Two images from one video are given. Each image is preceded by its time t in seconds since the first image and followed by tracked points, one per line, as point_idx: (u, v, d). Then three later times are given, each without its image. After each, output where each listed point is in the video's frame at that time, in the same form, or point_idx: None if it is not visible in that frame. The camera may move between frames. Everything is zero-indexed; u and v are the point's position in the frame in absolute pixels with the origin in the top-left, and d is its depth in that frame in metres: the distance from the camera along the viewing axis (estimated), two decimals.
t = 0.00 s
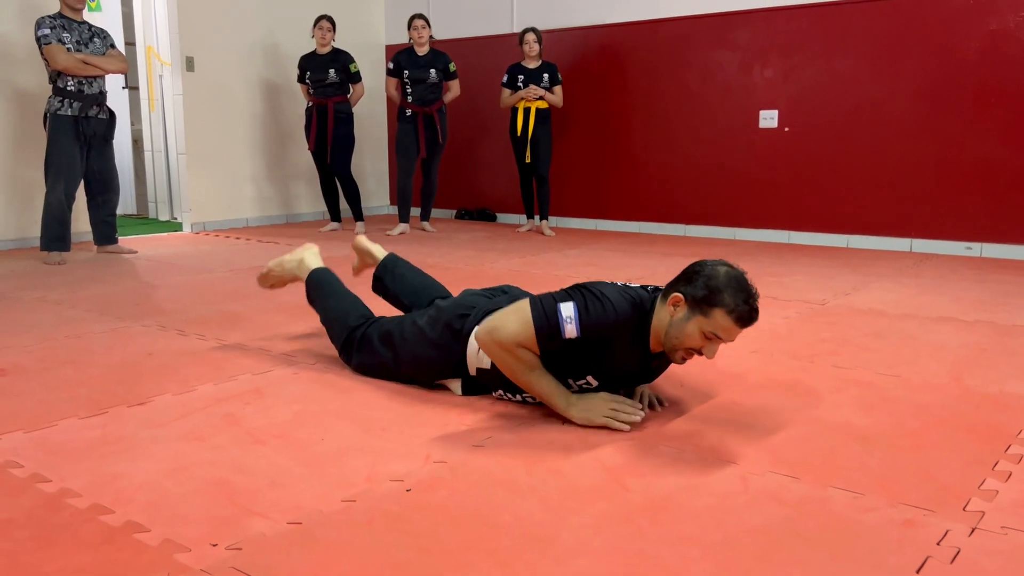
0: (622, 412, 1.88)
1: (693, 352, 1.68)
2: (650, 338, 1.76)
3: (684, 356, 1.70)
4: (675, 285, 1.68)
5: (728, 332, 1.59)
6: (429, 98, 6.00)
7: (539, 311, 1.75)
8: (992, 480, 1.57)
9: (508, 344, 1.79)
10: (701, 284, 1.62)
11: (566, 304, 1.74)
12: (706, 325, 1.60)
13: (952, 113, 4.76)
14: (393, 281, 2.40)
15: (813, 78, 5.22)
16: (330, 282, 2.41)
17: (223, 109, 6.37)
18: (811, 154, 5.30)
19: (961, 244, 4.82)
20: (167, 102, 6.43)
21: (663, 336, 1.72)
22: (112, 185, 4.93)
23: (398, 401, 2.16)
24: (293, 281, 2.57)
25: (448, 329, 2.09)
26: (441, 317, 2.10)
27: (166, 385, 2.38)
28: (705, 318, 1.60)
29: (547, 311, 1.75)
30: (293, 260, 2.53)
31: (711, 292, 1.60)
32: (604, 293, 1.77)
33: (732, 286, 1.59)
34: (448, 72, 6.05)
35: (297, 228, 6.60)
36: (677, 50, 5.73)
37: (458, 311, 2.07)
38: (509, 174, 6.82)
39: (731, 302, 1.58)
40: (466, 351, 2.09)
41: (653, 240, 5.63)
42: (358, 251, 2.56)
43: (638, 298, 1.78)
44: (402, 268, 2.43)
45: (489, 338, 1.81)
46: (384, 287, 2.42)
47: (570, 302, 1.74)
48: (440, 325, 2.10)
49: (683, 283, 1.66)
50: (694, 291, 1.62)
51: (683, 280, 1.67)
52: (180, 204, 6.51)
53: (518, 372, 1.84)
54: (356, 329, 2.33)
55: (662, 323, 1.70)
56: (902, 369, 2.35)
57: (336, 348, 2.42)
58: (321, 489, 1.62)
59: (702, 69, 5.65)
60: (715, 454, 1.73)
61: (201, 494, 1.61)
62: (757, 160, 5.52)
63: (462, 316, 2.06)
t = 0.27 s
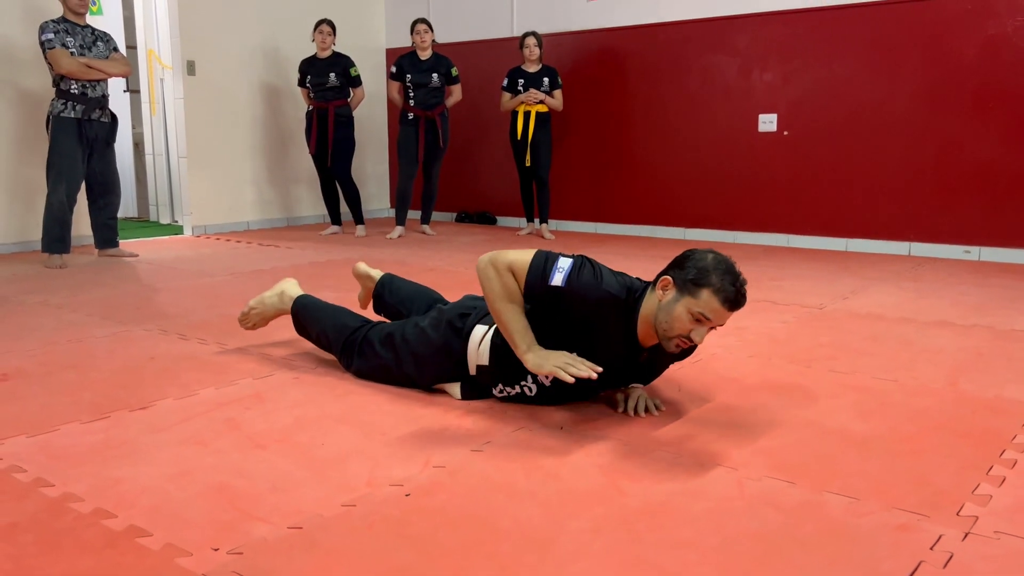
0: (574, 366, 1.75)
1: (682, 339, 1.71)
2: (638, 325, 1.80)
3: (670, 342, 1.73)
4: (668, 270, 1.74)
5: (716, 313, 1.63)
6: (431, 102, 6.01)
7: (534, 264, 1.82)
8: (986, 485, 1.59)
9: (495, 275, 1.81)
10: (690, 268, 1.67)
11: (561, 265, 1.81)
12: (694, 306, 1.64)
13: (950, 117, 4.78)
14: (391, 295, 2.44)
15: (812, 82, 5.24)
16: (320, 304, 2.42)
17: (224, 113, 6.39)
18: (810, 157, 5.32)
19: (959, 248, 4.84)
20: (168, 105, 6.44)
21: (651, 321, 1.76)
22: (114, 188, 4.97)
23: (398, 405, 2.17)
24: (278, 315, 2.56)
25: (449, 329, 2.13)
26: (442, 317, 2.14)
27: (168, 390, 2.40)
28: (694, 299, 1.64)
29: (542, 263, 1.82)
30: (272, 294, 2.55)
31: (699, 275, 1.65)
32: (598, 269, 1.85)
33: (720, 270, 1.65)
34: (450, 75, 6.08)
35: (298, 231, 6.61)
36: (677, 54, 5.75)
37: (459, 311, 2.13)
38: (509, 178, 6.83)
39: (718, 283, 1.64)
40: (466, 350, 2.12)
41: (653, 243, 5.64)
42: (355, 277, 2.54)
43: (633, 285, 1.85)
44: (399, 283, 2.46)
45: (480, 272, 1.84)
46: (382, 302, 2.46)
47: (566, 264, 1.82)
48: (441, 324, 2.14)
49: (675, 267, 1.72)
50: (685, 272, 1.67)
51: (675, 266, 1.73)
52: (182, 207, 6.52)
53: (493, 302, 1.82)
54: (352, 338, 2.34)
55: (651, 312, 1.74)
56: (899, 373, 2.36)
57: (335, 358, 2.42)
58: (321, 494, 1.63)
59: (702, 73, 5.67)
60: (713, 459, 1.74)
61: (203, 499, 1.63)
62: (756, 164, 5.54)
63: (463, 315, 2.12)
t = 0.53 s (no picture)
0: (606, 377, 1.79)
1: (706, 341, 1.74)
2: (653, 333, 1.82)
3: (694, 346, 1.76)
4: (678, 276, 1.77)
5: (739, 311, 1.68)
6: (433, 104, 6.04)
7: (547, 279, 1.79)
8: (981, 487, 1.60)
9: (511, 296, 1.78)
10: (705, 273, 1.71)
11: (576, 280, 1.80)
12: (718, 308, 1.68)
13: (949, 120, 4.80)
14: (390, 298, 2.45)
15: (811, 84, 5.26)
16: (320, 305, 2.43)
17: (225, 115, 6.41)
18: (809, 160, 5.33)
19: (957, 250, 4.86)
20: (168, 107, 6.46)
21: (669, 328, 1.78)
22: (114, 190, 4.96)
23: (398, 407, 2.19)
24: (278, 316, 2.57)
25: (450, 332, 2.14)
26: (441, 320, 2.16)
27: (169, 392, 2.41)
28: (717, 301, 1.68)
29: (555, 279, 1.80)
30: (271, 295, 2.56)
31: (716, 277, 1.69)
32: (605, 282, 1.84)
33: (734, 270, 1.69)
34: (451, 78, 6.09)
35: (298, 233, 6.63)
36: (676, 57, 5.77)
37: (460, 314, 2.14)
38: (509, 180, 6.85)
39: (736, 283, 1.68)
40: (465, 354, 2.13)
41: (653, 245, 5.65)
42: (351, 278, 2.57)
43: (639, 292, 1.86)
44: (398, 286, 2.47)
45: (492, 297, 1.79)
46: (381, 304, 2.47)
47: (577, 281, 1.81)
48: (441, 327, 2.15)
49: (687, 273, 1.74)
50: (702, 277, 1.70)
51: (684, 272, 1.76)
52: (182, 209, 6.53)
53: (510, 326, 1.79)
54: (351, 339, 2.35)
55: (671, 318, 1.76)
56: (896, 375, 2.37)
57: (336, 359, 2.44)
58: (321, 495, 1.64)
59: (702, 76, 5.68)
60: (711, 460, 1.75)
61: (204, 501, 1.64)
62: (755, 166, 5.55)
63: (464, 318, 2.13)
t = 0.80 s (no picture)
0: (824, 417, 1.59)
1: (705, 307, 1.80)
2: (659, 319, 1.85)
3: (697, 314, 1.81)
4: (652, 261, 1.82)
5: (722, 267, 1.75)
6: (433, 105, 6.04)
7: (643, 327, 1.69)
8: (979, 486, 1.60)
9: (679, 360, 1.61)
10: (675, 246, 1.77)
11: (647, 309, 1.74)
12: (704, 272, 1.75)
13: (949, 121, 4.80)
14: (389, 299, 2.46)
15: (811, 85, 5.26)
16: (321, 302, 2.43)
17: (225, 116, 6.41)
18: (809, 160, 5.33)
19: (957, 251, 4.85)
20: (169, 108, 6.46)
21: (669, 309, 1.82)
22: (112, 192, 4.95)
23: (397, 408, 2.19)
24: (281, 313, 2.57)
25: (441, 338, 2.15)
26: (431, 328, 2.17)
27: (169, 392, 2.41)
28: (699, 267, 1.75)
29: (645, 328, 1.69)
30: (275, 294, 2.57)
31: (689, 246, 1.76)
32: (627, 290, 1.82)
33: (698, 232, 1.77)
34: (452, 79, 6.10)
35: (299, 233, 6.63)
36: (677, 57, 5.77)
37: (449, 321, 2.15)
38: (509, 180, 6.85)
39: (708, 244, 1.75)
40: (457, 362, 2.14)
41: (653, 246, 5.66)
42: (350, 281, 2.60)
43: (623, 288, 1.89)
44: (396, 288, 2.48)
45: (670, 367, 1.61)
46: (379, 305, 2.47)
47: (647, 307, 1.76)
48: (432, 335, 2.16)
49: (660, 253, 1.80)
50: (677, 252, 1.76)
51: (655, 253, 1.81)
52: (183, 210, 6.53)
53: (719, 392, 1.59)
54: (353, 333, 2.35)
55: (665, 298, 1.80)
56: (895, 375, 2.38)
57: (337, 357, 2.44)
58: (321, 495, 1.65)
59: (702, 77, 5.68)
60: (710, 460, 1.76)
61: (203, 500, 1.64)
62: (756, 167, 5.55)
63: (452, 325, 2.14)
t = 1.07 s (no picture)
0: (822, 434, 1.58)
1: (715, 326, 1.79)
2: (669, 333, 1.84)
3: (706, 333, 1.80)
4: (666, 277, 1.80)
5: (736, 289, 1.73)
6: (434, 106, 6.04)
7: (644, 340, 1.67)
8: (979, 487, 1.61)
9: (679, 375, 1.61)
10: (692, 263, 1.75)
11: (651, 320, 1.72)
12: (716, 292, 1.73)
13: (950, 121, 4.80)
14: (382, 298, 2.46)
15: (811, 86, 5.27)
16: (318, 301, 2.43)
17: (226, 117, 6.42)
18: (810, 161, 5.33)
19: (958, 252, 4.86)
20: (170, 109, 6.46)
21: (678, 327, 1.81)
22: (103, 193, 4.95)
23: (399, 408, 2.19)
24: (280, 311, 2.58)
25: (447, 339, 2.15)
26: (437, 328, 2.16)
27: (171, 392, 2.42)
28: (712, 287, 1.73)
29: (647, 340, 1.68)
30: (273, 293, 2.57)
31: (705, 264, 1.74)
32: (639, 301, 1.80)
33: (716, 251, 1.75)
34: (453, 80, 6.10)
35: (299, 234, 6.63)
36: (677, 58, 5.78)
37: (455, 322, 2.15)
38: (510, 182, 6.86)
39: (723, 263, 1.74)
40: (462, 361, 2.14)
41: (653, 247, 5.66)
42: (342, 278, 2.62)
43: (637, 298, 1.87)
44: (389, 286, 2.48)
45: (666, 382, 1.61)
46: (373, 304, 2.48)
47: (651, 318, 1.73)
48: (438, 335, 2.16)
49: (674, 270, 1.78)
50: (691, 270, 1.75)
51: (670, 269, 1.80)
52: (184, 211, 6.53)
53: (718, 407, 1.59)
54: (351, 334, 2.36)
55: (675, 316, 1.79)
56: (895, 376, 2.38)
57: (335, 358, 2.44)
58: (322, 495, 1.65)
59: (703, 78, 5.69)
60: (711, 461, 1.76)
61: (205, 500, 1.65)
62: (756, 168, 5.55)
63: (459, 326, 2.14)
